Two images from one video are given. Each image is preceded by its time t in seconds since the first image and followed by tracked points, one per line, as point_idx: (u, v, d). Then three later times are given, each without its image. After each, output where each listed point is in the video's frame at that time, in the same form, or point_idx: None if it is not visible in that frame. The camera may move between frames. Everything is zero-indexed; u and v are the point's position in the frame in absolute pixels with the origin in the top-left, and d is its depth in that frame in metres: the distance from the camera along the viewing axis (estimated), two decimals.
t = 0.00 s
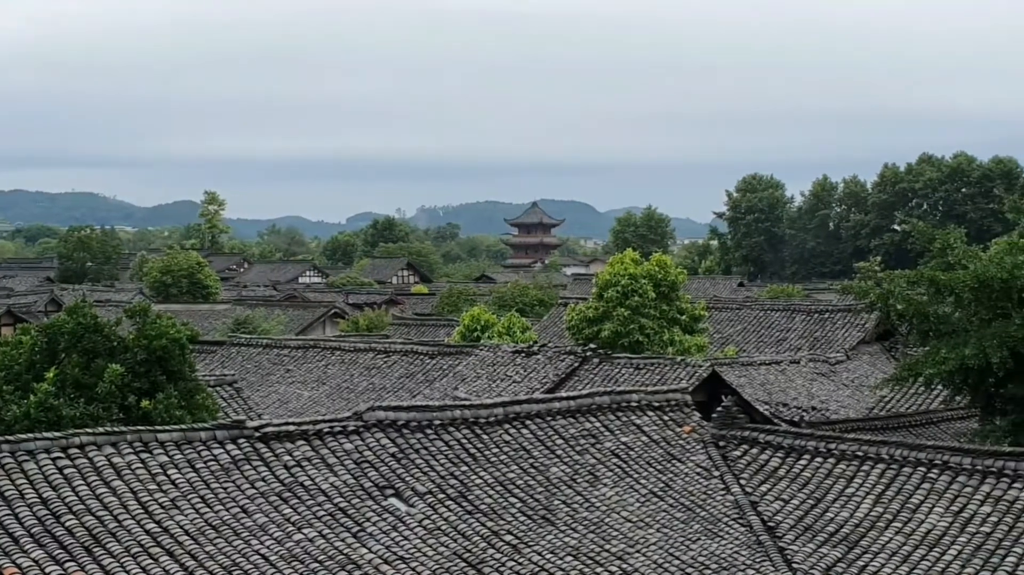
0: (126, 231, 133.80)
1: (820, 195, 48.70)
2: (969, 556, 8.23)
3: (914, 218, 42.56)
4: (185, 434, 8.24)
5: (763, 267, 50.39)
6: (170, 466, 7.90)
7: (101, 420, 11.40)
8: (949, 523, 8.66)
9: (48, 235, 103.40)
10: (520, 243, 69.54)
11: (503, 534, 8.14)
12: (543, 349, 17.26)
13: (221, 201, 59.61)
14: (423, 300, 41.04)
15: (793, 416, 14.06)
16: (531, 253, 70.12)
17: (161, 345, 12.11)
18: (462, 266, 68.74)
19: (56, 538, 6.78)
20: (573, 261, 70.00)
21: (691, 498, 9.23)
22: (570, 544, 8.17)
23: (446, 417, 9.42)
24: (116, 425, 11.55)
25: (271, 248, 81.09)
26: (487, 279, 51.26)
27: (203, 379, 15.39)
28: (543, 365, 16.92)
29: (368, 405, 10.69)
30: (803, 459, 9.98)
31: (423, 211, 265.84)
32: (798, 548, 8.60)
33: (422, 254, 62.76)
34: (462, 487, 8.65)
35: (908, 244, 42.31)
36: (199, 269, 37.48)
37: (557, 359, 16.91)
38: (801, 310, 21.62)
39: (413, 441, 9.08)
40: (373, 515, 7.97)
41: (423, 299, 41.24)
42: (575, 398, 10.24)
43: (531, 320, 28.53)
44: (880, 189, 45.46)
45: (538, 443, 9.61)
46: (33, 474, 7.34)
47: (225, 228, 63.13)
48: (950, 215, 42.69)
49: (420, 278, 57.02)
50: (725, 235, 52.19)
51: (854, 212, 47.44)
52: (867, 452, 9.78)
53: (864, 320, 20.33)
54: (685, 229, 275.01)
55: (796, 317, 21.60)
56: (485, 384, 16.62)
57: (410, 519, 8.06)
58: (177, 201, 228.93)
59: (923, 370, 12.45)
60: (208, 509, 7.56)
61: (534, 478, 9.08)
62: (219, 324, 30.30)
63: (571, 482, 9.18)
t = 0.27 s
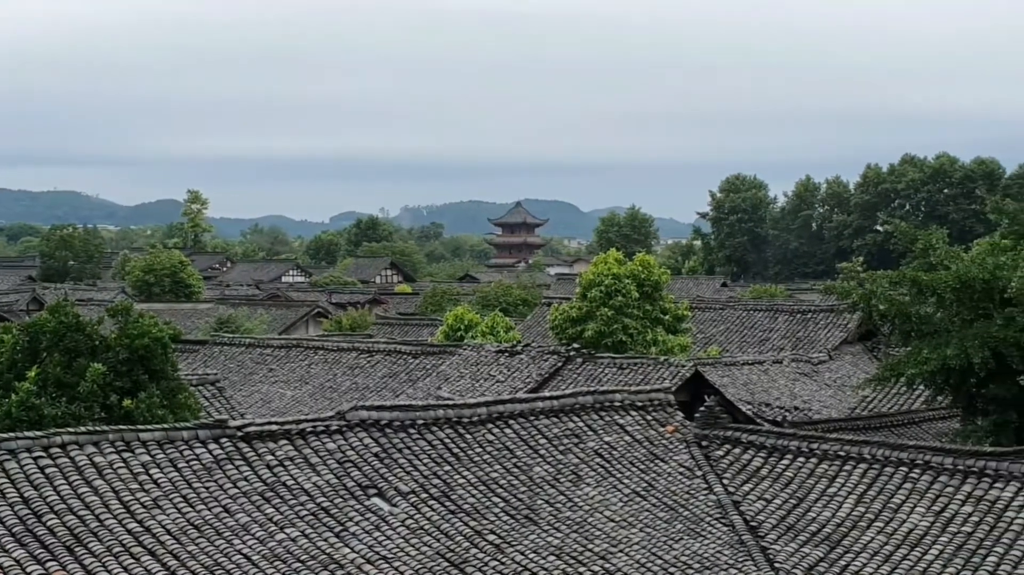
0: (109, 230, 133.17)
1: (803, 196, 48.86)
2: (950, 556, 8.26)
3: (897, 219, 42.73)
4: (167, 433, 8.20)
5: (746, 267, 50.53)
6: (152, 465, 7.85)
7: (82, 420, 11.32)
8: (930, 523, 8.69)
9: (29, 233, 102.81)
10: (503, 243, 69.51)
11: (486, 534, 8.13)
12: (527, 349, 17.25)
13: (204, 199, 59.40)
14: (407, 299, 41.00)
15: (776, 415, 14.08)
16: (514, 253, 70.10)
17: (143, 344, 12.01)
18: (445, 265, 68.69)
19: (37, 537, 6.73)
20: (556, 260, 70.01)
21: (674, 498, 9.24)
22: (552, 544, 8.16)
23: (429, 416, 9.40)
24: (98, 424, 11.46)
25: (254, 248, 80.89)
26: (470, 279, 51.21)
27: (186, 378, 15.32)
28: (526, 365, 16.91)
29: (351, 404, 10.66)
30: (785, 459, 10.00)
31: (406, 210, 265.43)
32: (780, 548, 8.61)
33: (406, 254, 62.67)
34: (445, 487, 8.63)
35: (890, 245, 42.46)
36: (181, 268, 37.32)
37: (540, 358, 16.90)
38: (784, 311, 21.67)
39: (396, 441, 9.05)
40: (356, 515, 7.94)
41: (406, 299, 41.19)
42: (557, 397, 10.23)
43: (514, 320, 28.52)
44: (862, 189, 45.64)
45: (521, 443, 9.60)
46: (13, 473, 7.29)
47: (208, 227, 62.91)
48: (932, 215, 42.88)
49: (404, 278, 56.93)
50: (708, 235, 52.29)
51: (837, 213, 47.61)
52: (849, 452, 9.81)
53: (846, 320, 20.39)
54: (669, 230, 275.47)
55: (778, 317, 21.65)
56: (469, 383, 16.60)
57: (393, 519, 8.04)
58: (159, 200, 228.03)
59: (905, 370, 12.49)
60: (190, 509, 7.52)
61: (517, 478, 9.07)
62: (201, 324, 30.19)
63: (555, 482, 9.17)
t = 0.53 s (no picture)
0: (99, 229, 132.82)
1: (793, 195, 48.94)
2: (940, 555, 8.27)
3: (888, 218, 42.81)
4: (157, 432, 8.17)
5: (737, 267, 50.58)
6: (143, 464, 7.82)
7: (73, 419, 11.27)
8: (921, 522, 8.70)
9: (20, 232, 102.50)
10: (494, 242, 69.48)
11: (477, 533, 8.12)
12: (518, 348, 17.24)
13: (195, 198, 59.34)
14: (398, 299, 40.96)
15: (766, 415, 14.10)
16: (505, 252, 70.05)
17: (133, 343, 11.95)
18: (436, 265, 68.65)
19: (27, 537, 6.70)
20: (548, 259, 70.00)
21: (665, 497, 9.24)
22: (543, 543, 8.15)
23: (420, 416, 9.39)
24: (88, 423, 11.42)
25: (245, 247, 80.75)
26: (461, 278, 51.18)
27: (176, 377, 15.29)
28: (517, 364, 16.90)
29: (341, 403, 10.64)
30: (776, 458, 10.00)
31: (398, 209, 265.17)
32: (771, 547, 8.62)
33: (397, 253, 62.62)
34: (436, 486, 8.61)
35: (881, 244, 42.54)
36: (172, 267, 37.23)
37: (531, 358, 16.90)
38: (775, 310, 21.69)
39: (387, 440, 9.03)
40: (347, 515, 7.93)
41: (397, 298, 41.15)
42: (548, 397, 10.22)
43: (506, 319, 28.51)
44: (853, 188, 45.72)
45: (512, 443, 9.59)
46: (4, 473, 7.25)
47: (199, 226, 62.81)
48: (922, 215, 42.97)
49: (395, 277, 56.88)
50: (699, 234, 52.32)
51: (828, 212, 47.68)
52: (839, 451, 9.82)
53: (837, 319, 20.42)
54: (661, 229, 275.64)
55: (769, 316, 21.68)
56: (460, 383, 16.59)
57: (384, 518, 8.02)
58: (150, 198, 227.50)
59: (896, 369, 12.51)
60: (181, 508, 7.49)
61: (508, 477, 9.06)
62: (192, 323, 30.11)
63: (545, 481, 9.17)
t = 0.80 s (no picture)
0: (90, 228, 132.48)
1: (784, 195, 49.01)
2: (931, 554, 8.29)
3: (878, 218, 42.86)
4: (148, 432, 8.14)
5: (728, 266, 50.63)
6: (133, 464, 7.80)
7: (63, 419, 11.23)
8: (911, 521, 8.72)
9: (10, 232, 102.17)
10: (486, 241, 69.45)
11: (468, 532, 8.12)
12: (509, 348, 17.23)
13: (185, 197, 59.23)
14: (389, 298, 40.92)
15: (758, 414, 14.12)
16: (497, 252, 70.03)
17: (124, 343, 11.88)
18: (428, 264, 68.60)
19: (17, 537, 6.68)
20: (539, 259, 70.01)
21: (656, 496, 9.24)
22: (534, 542, 8.15)
23: (411, 415, 9.38)
24: (78, 423, 11.37)
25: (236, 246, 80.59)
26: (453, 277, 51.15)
27: (167, 377, 15.26)
28: (509, 364, 16.89)
29: (332, 403, 10.62)
30: (767, 458, 10.02)
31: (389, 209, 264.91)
32: (761, 546, 8.63)
33: (388, 252, 62.56)
34: (427, 486, 8.60)
35: (872, 244, 42.59)
36: (163, 267, 37.13)
37: (522, 357, 16.89)
38: (766, 310, 21.70)
39: (378, 439, 9.02)
40: (338, 514, 7.91)
41: (388, 297, 41.11)
42: (540, 396, 10.21)
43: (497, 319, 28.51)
44: (844, 188, 45.78)
45: (504, 442, 9.58)
46: None
47: (190, 226, 62.68)
48: (913, 214, 43.04)
49: (386, 276, 56.82)
50: (690, 234, 52.33)
51: (819, 212, 47.76)
52: (830, 450, 9.83)
53: (828, 319, 20.43)
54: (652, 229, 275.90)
55: (760, 316, 21.70)
56: (451, 382, 16.58)
57: (375, 517, 8.01)
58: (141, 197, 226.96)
59: (886, 369, 12.53)
60: (171, 508, 7.47)
61: (499, 477, 9.05)
62: (183, 322, 30.04)
63: (537, 481, 9.16)
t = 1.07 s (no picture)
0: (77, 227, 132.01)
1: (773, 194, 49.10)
2: (918, 552, 8.31)
3: (866, 217, 42.98)
4: (136, 431, 8.11)
5: (717, 265, 50.71)
6: (121, 464, 7.77)
7: (50, 418, 11.18)
8: (899, 519, 8.74)
9: None
10: (474, 240, 69.42)
11: (456, 531, 8.11)
12: (498, 347, 17.22)
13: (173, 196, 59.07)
14: (378, 297, 40.88)
15: (746, 413, 14.15)
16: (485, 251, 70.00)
17: (111, 342, 11.83)
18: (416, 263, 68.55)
19: (4, 537, 6.65)
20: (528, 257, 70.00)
21: (644, 495, 9.25)
22: (523, 541, 8.15)
23: (399, 414, 9.37)
24: (66, 423, 11.33)
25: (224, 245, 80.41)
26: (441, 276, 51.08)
27: (154, 376, 15.21)
28: (497, 363, 16.88)
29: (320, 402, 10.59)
30: (755, 456, 10.03)
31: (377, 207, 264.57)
32: (749, 544, 8.64)
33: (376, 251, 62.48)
34: (415, 485, 8.59)
35: (859, 243, 42.70)
36: (151, 266, 37.01)
37: (511, 356, 16.88)
38: (754, 308, 21.73)
39: (366, 439, 9.01)
40: (326, 513, 7.90)
41: (376, 296, 41.06)
42: (528, 395, 10.21)
43: (486, 318, 28.49)
44: (832, 187, 45.87)
45: (492, 441, 9.57)
46: None
47: (178, 225, 62.52)
48: (900, 213, 43.17)
49: (374, 275, 56.73)
50: (679, 233, 52.39)
51: (807, 210, 47.86)
52: (818, 449, 9.84)
53: (816, 317, 20.48)
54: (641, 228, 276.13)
55: (749, 315, 21.74)
56: (440, 381, 16.56)
57: (363, 516, 8.00)
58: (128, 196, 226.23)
59: (874, 367, 12.56)
60: (159, 507, 7.45)
61: (488, 476, 9.05)
62: (171, 322, 29.95)
63: (525, 479, 9.16)
